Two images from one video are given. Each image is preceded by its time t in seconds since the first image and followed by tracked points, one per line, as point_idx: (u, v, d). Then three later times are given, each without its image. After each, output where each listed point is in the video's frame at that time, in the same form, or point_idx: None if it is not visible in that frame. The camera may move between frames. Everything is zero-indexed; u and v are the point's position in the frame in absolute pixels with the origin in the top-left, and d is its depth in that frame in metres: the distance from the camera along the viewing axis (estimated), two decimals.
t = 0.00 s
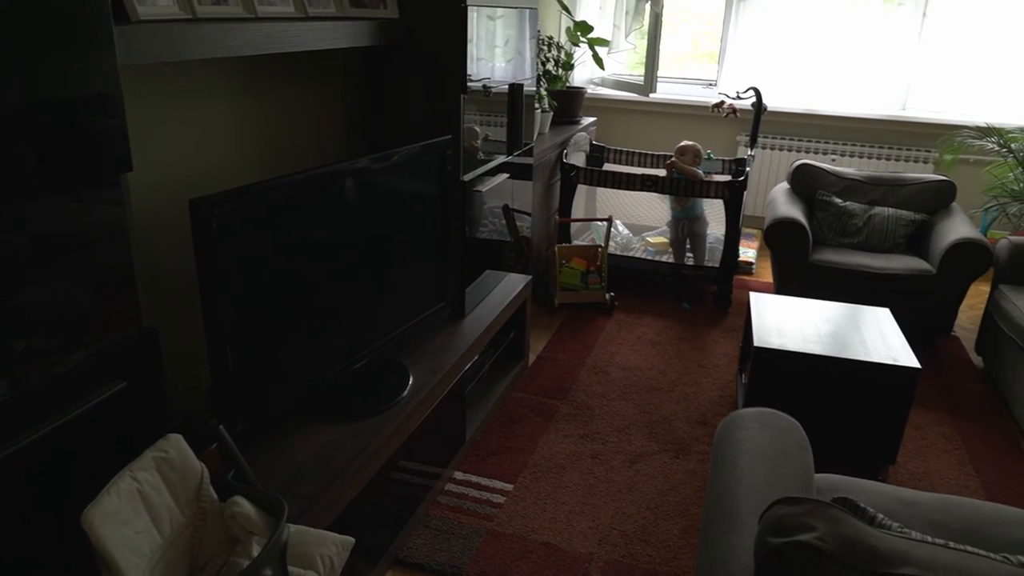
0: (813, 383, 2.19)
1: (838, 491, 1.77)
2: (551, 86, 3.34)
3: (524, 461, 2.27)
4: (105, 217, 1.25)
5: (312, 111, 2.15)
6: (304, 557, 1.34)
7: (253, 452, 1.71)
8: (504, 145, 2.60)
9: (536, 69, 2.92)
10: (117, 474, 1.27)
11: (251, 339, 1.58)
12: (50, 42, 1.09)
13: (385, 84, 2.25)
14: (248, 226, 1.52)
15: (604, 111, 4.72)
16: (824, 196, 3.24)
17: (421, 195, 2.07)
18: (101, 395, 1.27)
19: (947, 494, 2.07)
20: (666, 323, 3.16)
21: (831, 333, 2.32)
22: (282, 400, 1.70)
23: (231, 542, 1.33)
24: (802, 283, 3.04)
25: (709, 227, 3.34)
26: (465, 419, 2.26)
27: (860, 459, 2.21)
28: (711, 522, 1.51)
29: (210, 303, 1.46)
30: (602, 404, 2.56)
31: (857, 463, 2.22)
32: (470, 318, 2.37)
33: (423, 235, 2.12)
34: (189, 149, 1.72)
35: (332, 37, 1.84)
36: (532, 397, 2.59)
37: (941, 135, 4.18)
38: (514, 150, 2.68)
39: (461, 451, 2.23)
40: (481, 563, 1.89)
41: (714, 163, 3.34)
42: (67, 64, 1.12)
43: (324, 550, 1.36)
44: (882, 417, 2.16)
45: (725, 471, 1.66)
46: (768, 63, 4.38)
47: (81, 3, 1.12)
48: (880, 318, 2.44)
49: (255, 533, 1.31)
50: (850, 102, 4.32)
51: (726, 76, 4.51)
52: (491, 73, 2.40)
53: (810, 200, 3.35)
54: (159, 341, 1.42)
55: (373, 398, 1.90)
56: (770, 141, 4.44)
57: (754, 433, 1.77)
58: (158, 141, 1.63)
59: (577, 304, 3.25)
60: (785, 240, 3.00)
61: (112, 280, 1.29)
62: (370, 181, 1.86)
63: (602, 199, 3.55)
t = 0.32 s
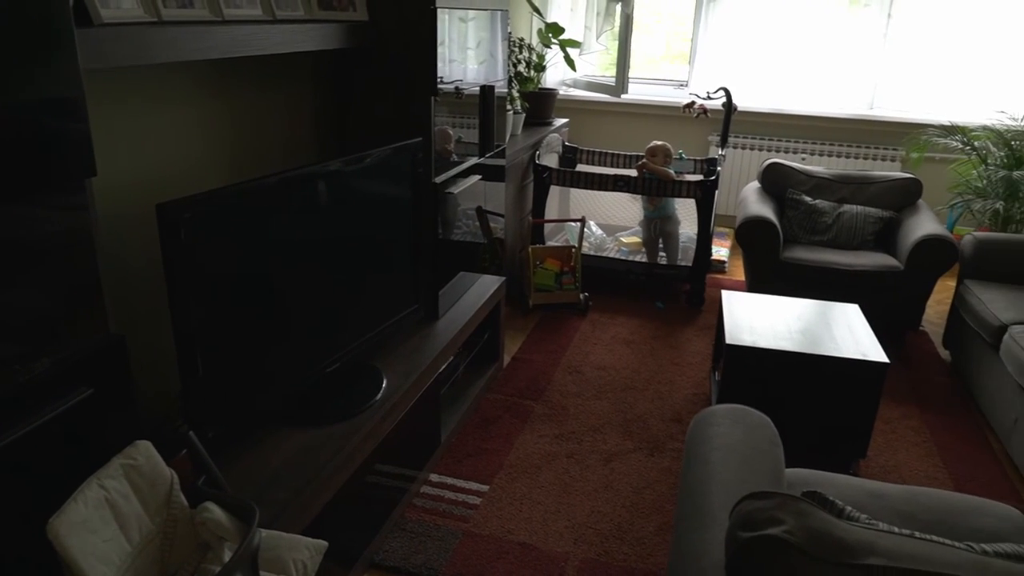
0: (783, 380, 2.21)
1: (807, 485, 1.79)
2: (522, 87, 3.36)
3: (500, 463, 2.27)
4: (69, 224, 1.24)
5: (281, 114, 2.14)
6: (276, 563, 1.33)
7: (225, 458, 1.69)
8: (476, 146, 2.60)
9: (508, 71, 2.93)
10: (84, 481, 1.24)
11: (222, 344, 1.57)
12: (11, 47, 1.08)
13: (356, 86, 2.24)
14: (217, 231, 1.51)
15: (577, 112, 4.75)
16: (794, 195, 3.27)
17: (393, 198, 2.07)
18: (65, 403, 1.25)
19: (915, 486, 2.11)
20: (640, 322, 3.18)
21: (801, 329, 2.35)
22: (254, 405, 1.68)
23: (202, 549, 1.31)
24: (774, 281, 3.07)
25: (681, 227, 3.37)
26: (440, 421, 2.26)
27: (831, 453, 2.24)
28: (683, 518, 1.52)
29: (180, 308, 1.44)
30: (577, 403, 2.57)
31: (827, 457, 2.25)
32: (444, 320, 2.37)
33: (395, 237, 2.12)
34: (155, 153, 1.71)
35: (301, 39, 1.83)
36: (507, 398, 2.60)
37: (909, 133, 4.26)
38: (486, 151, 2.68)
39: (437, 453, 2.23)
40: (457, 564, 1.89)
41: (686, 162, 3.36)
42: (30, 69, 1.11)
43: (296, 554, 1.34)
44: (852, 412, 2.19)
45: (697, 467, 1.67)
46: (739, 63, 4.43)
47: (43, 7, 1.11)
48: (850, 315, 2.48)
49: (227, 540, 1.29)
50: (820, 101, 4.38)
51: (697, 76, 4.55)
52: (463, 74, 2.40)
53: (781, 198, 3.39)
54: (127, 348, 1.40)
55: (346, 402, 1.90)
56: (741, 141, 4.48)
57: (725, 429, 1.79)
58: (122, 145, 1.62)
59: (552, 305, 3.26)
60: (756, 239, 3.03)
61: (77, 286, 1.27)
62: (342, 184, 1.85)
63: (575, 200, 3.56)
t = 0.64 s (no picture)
0: (757, 375, 2.23)
1: (781, 478, 1.81)
2: (496, 86, 3.37)
3: (477, 462, 2.27)
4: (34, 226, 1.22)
5: (251, 114, 2.12)
6: (251, 566, 1.30)
7: (197, 462, 1.67)
8: (450, 146, 2.60)
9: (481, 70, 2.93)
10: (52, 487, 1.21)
11: (195, 347, 1.55)
12: None
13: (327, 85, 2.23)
14: (188, 233, 1.49)
15: (550, 112, 4.76)
16: (767, 192, 3.31)
17: (365, 199, 2.05)
18: (31, 408, 1.23)
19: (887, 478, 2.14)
20: (616, 320, 3.20)
21: (774, 325, 2.37)
22: (226, 409, 1.66)
23: (175, 554, 1.28)
24: (748, 278, 3.10)
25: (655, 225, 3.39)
26: (417, 421, 2.25)
27: (805, 447, 2.27)
28: (659, 513, 1.52)
29: (151, 311, 1.42)
30: (554, 402, 2.58)
31: (801, 451, 2.27)
32: (419, 320, 2.36)
33: (368, 238, 2.10)
34: (121, 153, 1.68)
35: (270, 39, 1.82)
36: (483, 397, 2.60)
37: (877, 131, 4.35)
38: (460, 151, 2.68)
39: (413, 454, 2.22)
40: (435, 565, 1.88)
41: (660, 161, 3.38)
42: None
43: (271, 556, 1.32)
44: (825, 406, 2.21)
45: (671, 463, 1.68)
46: (712, 63, 4.46)
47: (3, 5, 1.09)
48: (822, 310, 2.51)
49: (199, 543, 1.27)
50: (791, 100, 4.43)
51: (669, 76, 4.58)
52: (437, 74, 2.41)
53: (753, 196, 3.42)
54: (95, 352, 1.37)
55: (321, 403, 1.89)
56: (714, 139, 4.53)
57: (698, 424, 1.79)
58: (87, 146, 1.60)
59: (528, 304, 3.26)
60: (730, 237, 3.05)
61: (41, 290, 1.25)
62: (315, 185, 1.84)
63: (550, 199, 3.57)
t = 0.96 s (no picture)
0: (733, 373, 2.25)
1: (757, 475, 1.82)
2: (472, 88, 3.41)
3: (456, 464, 2.26)
4: None
5: (222, 115, 2.10)
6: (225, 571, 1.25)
7: (171, 468, 1.65)
8: (426, 148, 2.59)
9: (456, 72, 2.93)
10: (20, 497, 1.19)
11: (170, 351, 1.53)
12: None
13: (300, 86, 2.22)
14: (160, 237, 1.47)
15: (527, 113, 4.77)
16: (742, 192, 3.33)
17: (340, 201, 2.04)
18: None
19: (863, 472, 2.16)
20: (594, 320, 3.21)
21: (750, 323, 2.39)
22: (200, 415, 1.64)
23: (147, 561, 1.24)
24: (725, 277, 3.12)
25: (633, 224, 3.40)
26: (395, 424, 2.25)
27: (781, 443, 2.28)
28: (637, 511, 1.53)
29: (122, 316, 1.40)
30: (533, 403, 2.58)
31: (778, 448, 2.29)
32: (396, 323, 2.36)
33: (343, 241, 2.09)
34: (89, 155, 1.66)
35: (241, 40, 1.80)
36: (462, 399, 2.59)
37: (850, 130, 4.44)
38: (436, 153, 2.68)
39: (392, 457, 2.21)
40: (414, 567, 1.88)
41: (637, 161, 3.40)
42: None
43: (246, 562, 1.27)
44: (801, 402, 2.23)
45: (648, 462, 1.68)
46: (684, 63, 4.50)
47: None
48: (798, 308, 2.53)
49: (172, 550, 1.23)
50: (766, 100, 4.47)
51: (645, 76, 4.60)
52: (414, 76, 2.42)
53: (729, 195, 3.44)
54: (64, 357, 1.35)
55: (297, 407, 1.87)
56: (690, 139, 4.59)
57: (675, 423, 1.80)
58: (54, 149, 1.57)
59: (506, 305, 3.26)
60: (706, 236, 3.07)
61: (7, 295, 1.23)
62: (289, 187, 1.83)
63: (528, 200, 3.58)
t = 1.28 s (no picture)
0: (712, 371, 2.27)
1: (736, 472, 1.84)
2: (451, 89, 3.41)
3: (438, 465, 2.26)
4: None
5: (197, 116, 2.09)
6: None
7: (149, 473, 1.63)
8: (405, 148, 2.59)
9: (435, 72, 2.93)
10: None
11: (147, 355, 1.51)
12: None
13: (276, 87, 2.20)
14: (136, 240, 1.45)
15: (507, 113, 4.77)
16: (721, 191, 3.36)
17: (319, 203, 2.03)
18: None
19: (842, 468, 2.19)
20: (575, 320, 3.21)
21: (729, 321, 2.40)
22: (179, 419, 1.62)
23: (124, 567, 1.21)
24: (705, 275, 3.14)
25: (613, 224, 3.40)
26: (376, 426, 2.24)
27: (762, 440, 2.30)
28: (617, 510, 1.53)
29: (97, 319, 1.38)
30: (514, 403, 2.58)
31: (758, 444, 2.31)
32: (376, 324, 2.35)
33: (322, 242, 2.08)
34: (61, 157, 1.64)
35: (217, 41, 1.79)
36: (443, 400, 2.59)
37: (827, 130, 4.49)
38: (415, 154, 2.67)
39: (374, 459, 2.20)
40: (396, 569, 1.87)
41: (617, 161, 3.42)
42: None
43: (225, 567, 1.24)
44: (780, 399, 2.25)
45: (628, 461, 1.68)
46: (664, 63, 4.52)
47: None
48: (777, 306, 2.55)
49: (148, 555, 1.20)
50: (744, 99, 4.50)
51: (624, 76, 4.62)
52: (393, 77, 2.42)
53: (709, 195, 3.46)
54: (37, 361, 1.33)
55: (276, 410, 1.86)
56: (668, 139, 4.63)
57: (655, 422, 1.81)
58: (26, 152, 1.56)
59: (487, 306, 3.26)
60: (686, 235, 3.09)
61: None
62: (267, 188, 1.82)
63: (509, 200, 3.59)
